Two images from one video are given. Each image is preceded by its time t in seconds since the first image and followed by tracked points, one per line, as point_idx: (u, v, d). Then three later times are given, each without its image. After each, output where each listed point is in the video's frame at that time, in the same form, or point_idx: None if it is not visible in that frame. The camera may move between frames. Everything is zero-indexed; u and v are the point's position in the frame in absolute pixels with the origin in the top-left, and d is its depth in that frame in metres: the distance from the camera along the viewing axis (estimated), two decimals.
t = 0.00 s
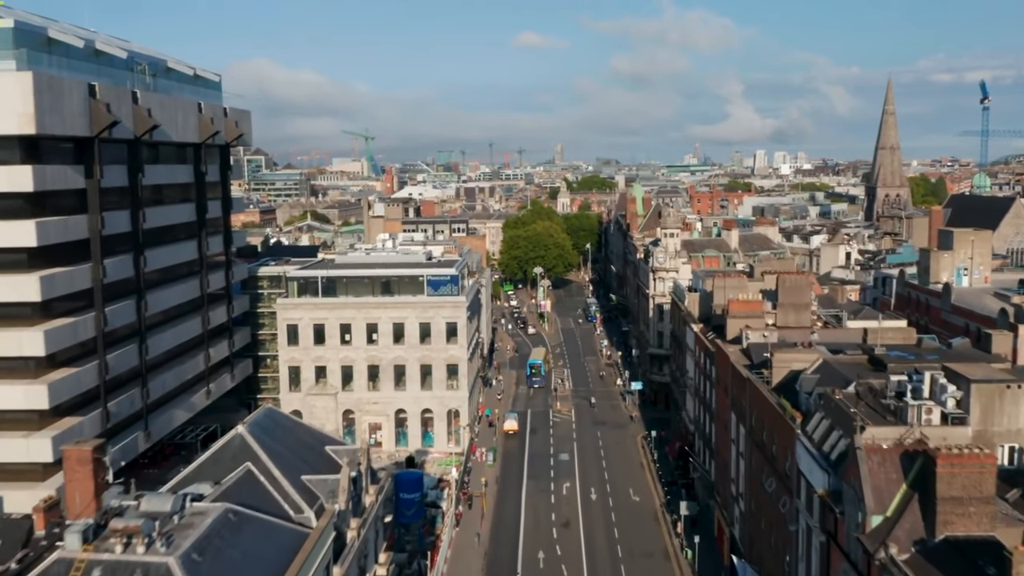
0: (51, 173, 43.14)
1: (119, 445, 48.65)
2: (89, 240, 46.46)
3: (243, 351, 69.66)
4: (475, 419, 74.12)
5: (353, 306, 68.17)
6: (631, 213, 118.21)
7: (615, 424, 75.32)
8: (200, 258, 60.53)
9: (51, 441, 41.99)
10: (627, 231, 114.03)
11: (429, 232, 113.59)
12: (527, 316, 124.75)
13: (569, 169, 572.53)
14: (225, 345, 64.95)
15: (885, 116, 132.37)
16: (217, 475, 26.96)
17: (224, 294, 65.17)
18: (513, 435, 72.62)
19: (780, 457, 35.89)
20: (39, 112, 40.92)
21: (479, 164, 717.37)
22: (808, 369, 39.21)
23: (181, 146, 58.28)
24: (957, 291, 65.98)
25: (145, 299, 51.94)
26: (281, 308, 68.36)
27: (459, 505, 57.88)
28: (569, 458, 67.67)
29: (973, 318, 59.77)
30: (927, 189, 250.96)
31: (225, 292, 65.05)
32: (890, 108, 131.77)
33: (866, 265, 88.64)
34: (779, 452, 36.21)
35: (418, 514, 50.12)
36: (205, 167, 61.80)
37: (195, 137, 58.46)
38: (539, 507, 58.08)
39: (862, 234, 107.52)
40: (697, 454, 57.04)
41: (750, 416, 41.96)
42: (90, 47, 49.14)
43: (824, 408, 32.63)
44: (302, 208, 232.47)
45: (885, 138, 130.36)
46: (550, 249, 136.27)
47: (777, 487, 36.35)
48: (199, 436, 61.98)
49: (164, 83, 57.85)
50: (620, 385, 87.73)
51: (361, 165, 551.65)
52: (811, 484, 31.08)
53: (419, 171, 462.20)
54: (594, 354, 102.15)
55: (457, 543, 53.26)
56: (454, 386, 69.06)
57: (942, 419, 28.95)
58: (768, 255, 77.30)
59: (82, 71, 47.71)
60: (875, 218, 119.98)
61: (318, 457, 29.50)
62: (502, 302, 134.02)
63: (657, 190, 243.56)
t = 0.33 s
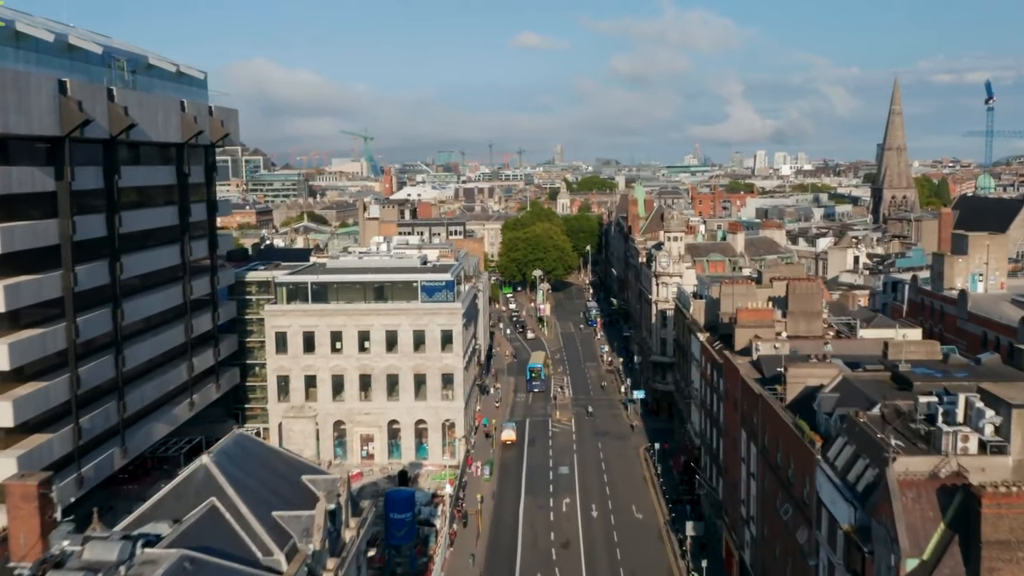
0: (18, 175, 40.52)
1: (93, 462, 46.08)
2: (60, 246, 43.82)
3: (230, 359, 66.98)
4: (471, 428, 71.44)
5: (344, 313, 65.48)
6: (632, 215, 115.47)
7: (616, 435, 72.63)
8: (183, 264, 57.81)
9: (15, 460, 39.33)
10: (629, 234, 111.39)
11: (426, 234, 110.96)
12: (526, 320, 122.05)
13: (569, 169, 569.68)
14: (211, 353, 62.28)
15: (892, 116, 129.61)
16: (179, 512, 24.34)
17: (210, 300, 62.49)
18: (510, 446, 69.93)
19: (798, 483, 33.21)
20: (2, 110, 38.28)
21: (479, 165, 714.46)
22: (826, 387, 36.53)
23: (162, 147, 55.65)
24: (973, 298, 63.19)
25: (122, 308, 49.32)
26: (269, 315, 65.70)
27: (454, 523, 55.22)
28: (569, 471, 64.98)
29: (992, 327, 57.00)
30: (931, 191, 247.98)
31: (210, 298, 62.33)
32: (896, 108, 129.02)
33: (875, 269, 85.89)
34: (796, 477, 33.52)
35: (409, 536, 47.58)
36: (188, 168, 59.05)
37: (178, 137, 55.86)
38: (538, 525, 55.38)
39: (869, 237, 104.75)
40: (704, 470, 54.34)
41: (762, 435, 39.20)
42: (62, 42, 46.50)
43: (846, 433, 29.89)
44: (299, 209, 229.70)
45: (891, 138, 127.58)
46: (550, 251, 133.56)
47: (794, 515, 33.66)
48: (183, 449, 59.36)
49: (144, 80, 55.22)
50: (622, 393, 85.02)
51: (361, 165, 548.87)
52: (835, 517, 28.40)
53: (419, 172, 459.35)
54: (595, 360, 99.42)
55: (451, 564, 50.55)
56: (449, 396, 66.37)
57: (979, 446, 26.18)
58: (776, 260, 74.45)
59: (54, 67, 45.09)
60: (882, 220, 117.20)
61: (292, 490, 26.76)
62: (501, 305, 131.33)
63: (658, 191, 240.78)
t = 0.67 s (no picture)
0: None
1: (63, 480, 43.35)
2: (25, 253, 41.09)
3: (214, 368, 64.30)
4: (467, 439, 68.79)
5: (333, 320, 62.81)
6: (633, 217, 112.78)
7: (617, 446, 69.95)
8: (164, 269, 55.14)
9: None
10: (630, 237, 108.71)
11: (422, 237, 108.39)
12: (525, 325, 119.46)
13: (569, 170, 567.42)
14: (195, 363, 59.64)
15: (898, 116, 127.08)
16: (128, 559, 21.70)
17: (193, 307, 59.82)
18: (507, 456, 67.34)
19: (816, 515, 30.51)
20: None
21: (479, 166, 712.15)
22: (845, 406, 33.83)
23: (140, 149, 53.00)
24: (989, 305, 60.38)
25: (95, 317, 46.61)
26: (255, 322, 63.05)
27: (447, 542, 52.55)
28: (568, 485, 62.31)
29: (1012, 336, 54.30)
30: (935, 193, 245.25)
31: (195, 304, 59.71)
32: (903, 107, 126.46)
33: (884, 273, 83.17)
34: (814, 506, 30.82)
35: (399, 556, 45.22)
36: (169, 169, 56.40)
37: (158, 137, 53.27)
38: (535, 544, 52.71)
39: (877, 240, 102.02)
40: (710, 487, 51.60)
41: (774, 456, 36.54)
42: (30, 37, 43.79)
43: (870, 464, 27.30)
44: (297, 210, 227.15)
45: (898, 138, 124.92)
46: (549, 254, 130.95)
47: (812, 548, 31.00)
48: (164, 463, 56.73)
49: (122, 77, 52.57)
50: (623, 402, 82.35)
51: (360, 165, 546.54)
52: (863, 559, 25.79)
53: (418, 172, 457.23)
54: (595, 366, 96.78)
55: None
56: (443, 407, 63.73)
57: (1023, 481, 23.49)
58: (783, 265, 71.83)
59: (20, 63, 42.43)
60: (889, 222, 114.42)
61: (260, 527, 24.08)
62: (499, 309, 128.76)
63: (660, 192, 238.12)
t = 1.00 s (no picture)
0: None
1: (27, 502, 40.69)
2: None
3: (197, 378, 61.63)
4: (461, 450, 66.21)
5: (321, 328, 60.10)
6: (634, 219, 109.99)
7: (617, 458, 67.27)
8: (141, 275, 52.55)
9: None
10: (630, 239, 105.96)
11: (417, 238, 105.62)
12: (523, 328, 116.77)
13: (569, 170, 564.88)
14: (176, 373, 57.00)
15: (905, 115, 124.25)
16: None
17: (173, 315, 57.12)
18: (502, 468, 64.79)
19: (836, 549, 27.87)
20: None
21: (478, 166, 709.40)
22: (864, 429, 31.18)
23: (116, 148, 50.35)
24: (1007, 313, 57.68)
25: (63, 327, 43.98)
26: (239, 330, 60.35)
27: (438, 563, 49.89)
28: (566, 500, 59.70)
29: None
30: (940, 193, 242.23)
31: (178, 309, 57.14)
32: (910, 107, 123.70)
33: (893, 278, 80.46)
34: (833, 540, 28.19)
35: None
36: (147, 170, 53.69)
37: (135, 137, 50.65)
38: (530, 565, 50.05)
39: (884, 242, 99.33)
40: (715, 505, 48.94)
41: (786, 480, 33.89)
42: None
43: (894, 500, 24.72)
44: (293, 210, 224.15)
45: (904, 138, 122.16)
46: (548, 256, 128.23)
47: None
48: (142, 478, 54.16)
49: (96, 73, 49.88)
50: (622, 410, 79.72)
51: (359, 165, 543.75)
52: None
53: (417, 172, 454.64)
54: (594, 372, 94.13)
55: None
56: (435, 418, 61.08)
57: None
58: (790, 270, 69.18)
59: None
60: (896, 225, 111.73)
61: (218, 572, 21.17)
62: (497, 312, 126.04)
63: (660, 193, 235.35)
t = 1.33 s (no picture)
0: None
1: None
2: None
3: (178, 388, 58.97)
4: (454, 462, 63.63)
5: (306, 336, 57.42)
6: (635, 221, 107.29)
7: (617, 470, 64.57)
8: (114, 282, 49.77)
9: None
10: (630, 241, 103.34)
11: (412, 241, 102.94)
12: (520, 332, 114.08)
13: (569, 170, 562.43)
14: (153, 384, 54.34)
15: (911, 114, 121.49)
16: None
17: (150, 323, 54.42)
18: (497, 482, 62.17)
19: None
20: None
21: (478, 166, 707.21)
22: (886, 455, 28.50)
23: (88, 148, 47.67)
24: None
25: (27, 338, 41.27)
26: (221, 338, 57.66)
27: None
28: (562, 516, 57.03)
29: None
30: (944, 192, 238.69)
31: (155, 314, 54.27)
32: (915, 106, 121.01)
33: (902, 282, 77.71)
34: None
35: None
36: (121, 171, 50.99)
37: (107, 136, 48.00)
38: None
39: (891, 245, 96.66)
40: (720, 526, 46.25)
41: (799, 507, 31.27)
42: None
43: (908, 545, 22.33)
44: (289, 211, 221.24)
45: (910, 138, 119.43)
46: (546, 258, 125.57)
47: None
48: (117, 494, 51.56)
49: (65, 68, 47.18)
50: (622, 418, 77.09)
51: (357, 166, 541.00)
52: None
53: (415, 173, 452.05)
54: (592, 378, 91.52)
55: None
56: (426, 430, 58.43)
57: None
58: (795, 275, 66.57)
59: None
60: (902, 228, 109.05)
61: None
62: (494, 315, 123.35)
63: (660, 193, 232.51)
